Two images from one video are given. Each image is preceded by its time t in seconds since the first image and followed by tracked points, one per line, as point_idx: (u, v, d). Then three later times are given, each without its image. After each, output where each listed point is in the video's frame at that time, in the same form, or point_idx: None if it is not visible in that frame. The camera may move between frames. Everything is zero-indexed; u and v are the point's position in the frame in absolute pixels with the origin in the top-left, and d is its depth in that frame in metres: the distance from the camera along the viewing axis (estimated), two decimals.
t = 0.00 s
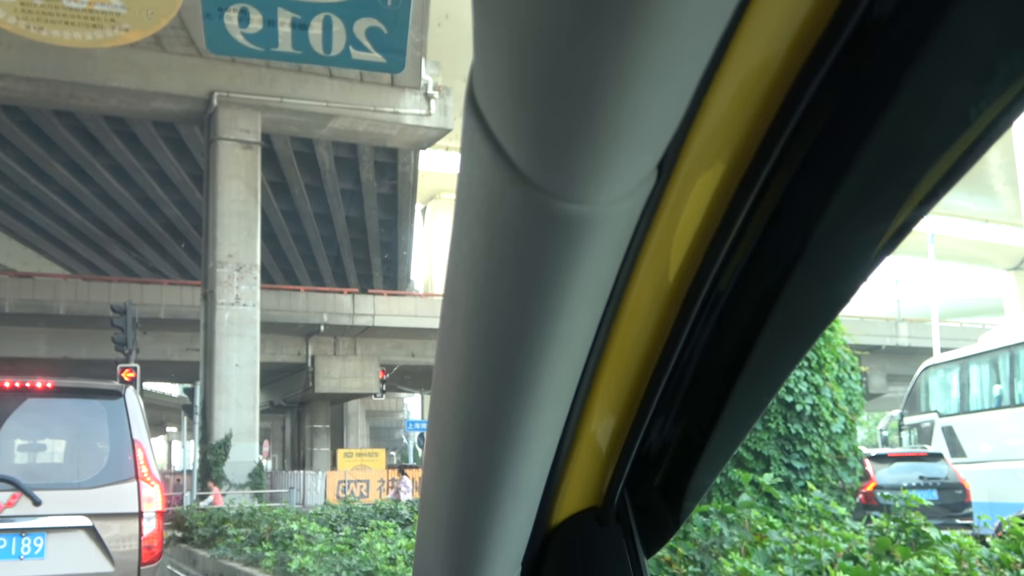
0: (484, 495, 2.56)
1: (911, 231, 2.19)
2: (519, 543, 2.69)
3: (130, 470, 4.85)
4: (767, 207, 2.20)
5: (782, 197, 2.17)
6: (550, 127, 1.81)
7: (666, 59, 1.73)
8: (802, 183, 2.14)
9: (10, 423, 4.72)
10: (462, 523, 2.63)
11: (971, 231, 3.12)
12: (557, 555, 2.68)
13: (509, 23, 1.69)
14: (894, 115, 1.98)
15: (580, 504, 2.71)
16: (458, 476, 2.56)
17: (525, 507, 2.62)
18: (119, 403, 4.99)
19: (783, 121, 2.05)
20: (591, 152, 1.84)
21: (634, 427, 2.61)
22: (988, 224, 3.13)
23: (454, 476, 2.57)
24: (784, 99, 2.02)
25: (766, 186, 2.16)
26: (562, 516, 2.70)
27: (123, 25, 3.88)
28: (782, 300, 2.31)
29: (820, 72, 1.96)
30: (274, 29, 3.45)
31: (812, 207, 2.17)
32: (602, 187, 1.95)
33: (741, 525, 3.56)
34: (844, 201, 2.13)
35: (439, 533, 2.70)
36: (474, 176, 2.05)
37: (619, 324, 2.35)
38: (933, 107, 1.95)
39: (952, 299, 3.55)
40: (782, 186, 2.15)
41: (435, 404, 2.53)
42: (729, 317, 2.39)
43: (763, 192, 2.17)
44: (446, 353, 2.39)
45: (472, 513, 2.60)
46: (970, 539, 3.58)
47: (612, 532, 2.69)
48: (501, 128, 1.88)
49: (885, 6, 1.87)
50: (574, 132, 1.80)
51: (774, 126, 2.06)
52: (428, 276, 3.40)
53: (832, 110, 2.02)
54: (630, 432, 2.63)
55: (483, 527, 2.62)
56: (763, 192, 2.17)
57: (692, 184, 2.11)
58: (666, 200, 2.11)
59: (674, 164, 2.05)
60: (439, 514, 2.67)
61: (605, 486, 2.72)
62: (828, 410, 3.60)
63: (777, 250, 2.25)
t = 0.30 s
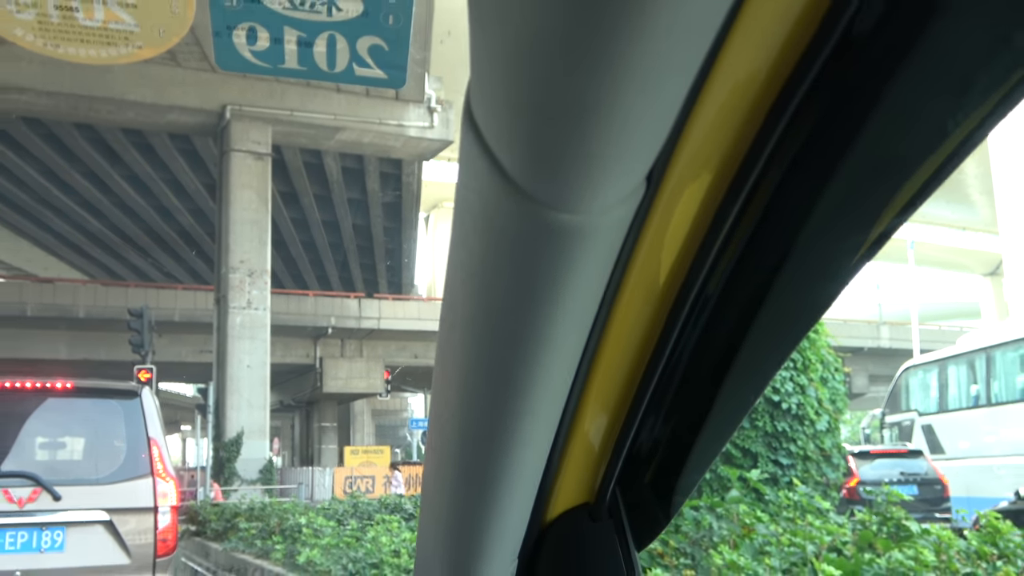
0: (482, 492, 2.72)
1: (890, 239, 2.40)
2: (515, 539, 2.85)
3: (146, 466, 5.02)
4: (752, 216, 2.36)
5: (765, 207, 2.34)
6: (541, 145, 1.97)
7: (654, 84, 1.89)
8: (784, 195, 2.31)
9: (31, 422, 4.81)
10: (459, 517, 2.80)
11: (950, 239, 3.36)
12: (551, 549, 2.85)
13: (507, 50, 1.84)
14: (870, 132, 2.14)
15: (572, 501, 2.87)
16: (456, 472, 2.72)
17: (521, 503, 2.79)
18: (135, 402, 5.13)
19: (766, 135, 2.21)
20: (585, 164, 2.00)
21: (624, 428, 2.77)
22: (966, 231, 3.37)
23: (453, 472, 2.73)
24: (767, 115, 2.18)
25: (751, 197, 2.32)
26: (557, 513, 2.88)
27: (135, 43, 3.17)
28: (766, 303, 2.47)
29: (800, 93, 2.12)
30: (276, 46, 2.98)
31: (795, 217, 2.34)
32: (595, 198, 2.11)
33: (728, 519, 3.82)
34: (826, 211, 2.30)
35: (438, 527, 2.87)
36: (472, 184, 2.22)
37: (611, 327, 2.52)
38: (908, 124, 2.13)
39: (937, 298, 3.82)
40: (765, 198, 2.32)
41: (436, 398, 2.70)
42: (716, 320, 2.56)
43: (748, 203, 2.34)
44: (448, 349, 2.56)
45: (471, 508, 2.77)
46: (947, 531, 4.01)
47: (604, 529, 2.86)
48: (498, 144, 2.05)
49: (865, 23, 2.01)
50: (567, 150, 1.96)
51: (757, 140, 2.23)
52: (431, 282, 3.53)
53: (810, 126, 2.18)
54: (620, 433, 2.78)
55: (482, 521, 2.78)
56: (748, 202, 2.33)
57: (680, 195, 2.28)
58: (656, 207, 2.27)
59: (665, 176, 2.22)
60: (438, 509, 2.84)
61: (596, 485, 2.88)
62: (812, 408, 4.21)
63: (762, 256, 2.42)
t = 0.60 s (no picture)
0: (482, 488, 2.84)
1: (874, 243, 2.53)
2: (514, 530, 2.98)
3: (156, 464, 5.37)
4: (741, 222, 2.49)
5: (754, 210, 2.47)
6: (537, 152, 2.08)
7: (647, 95, 2.01)
8: (771, 198, 2.44)
9: (47, 420, 5.02)
10: (459, 513, 2.91)
11: (938, 244, 3.73)
12: (548, 544, 2.97)
13: (503, 63, 1.95)
14: (853, 142, 2.28)
15: (569, 497, 3.00)
16: (456, 470, 2.84)
17: (519, 499, 2.91)
18: (146, 404, 5.44)
19: (753, 146, 2.33)
20: (580, 173, 2.12)
21: (618, 428, 2.88)
22: (950, 237, 3.76)
23: (453, 469, 2.85)
24: (752, 125, 2.31)
25: (739, 204, 2.45)
26: (553, 508, 3.00)
27: (145, 55, 3.05)
28: (756, 304, 2.61)
29: (786, 103, 2.25)
30: (280, 58, 2.97)
31: (783, 219, 2.47)
32: (588, 206, 2.23)
33: (721, 515, 4.88)
34: (813, 214, 2.43)
35: (439, 522, 2.98)
36: (472, 192, 2.33)
37: (606, 331, 2.63)
38: (893, 130, 2.26)
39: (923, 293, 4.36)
40: (753, 204, 2.45)
41: (436, 399, 2.81)
42: (707, 321, 2.69)
43: (736, 209, 2.46)
44: (449, 351, 2.68)
45: (470, 504, 2.88)
46: (936, 529, 4.68)
47: (600, 525, 2.98)
48: (496, 151, 2.17)
49: (849, 35, 2.12)
50: (562, 158, 2.08)
51: (745, 150, 2.35)
52: (433, 287, 3.66)
53: (795, 136, 2.31)
54: (613, 433, 2.91)
55: (481, 517, 2.90)
56: (736, 208, 2.46)
57: (673, 203, 2.40)
58: (649, 214, 2.38)
59: (652, 188, 2.33)
60: (439, 505, 2.95)
61: (592, 483, 3.00)
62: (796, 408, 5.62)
63: (750, 259, 2.55)
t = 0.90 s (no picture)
0: (478, 489, 2.84)
1: (869, 245, 2.54)
2: (511, 532, 2.98)
3: (155, 468, 5.38)
4: (737, 223, 2.50)
5: (749, 212, 2.47)
6: (531, 153, 2.09)
7: (639, 96, 2.02)
8: (766, 201, 2.44)
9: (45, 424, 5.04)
10: (456, 514, 2.91)
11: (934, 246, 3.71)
12: (545, 547, 2.95)
13: (498, 64, 1.96)
14: (848, 144, 2.28)
15: (566, 499, 2.99)
16: (453, 470, 2.84)
17: (516, 500, 2.90)
18: (145, 408, 5.47)
19: (749, 146, 2.34)
20: (575, 173, 2.12)
21: (615, 429, 2.89)
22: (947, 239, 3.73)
23: (449, 470, 2.85)
24: (748, 125, 2.33)
25: (735, 205, 2.46)
26: (550, 510, 2.99)
27: (139, 57, 3.06)
28: (752, 306, 2.61)
29: (781, 103, 2.26)
30: (276, 60, 2.98)
31: (779, 222, 2.47)
32: (583, 206, 2.23)
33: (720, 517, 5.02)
34: (807, 218, 2.44)
35: (436, 523, 2.98)
36: (469, 193, 2.34)
37: (602, 331, 2.63)
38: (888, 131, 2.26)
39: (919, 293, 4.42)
40: (748, 205, 2.46)
41: (433, 400, 2.82)
42: (703, 323, 2.69)
43: (732, 209, 2.47)
44: (445, 351, 2.69)
45: (467, 505, 2.89)
46: (933, 529, 4.70)
47: (597, 527, 2.96)
48: (492, 152, 2.18)
49: (844, 35, 2.13)
50: (556, 160, 2.08)
51: (740, 150, 2.36)
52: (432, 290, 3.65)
53: (790, 137, 2.32)
54: (611, 434, 2.90)
55: (478, 518, 2.90)
56: (732, 209, 2.47)
57: (668, 203, 2.40)
58: (644, 214, 2.39)
59: (649, 188, 2.34)
60: (437, 506, 2.95)
61: (589, 485, 2.98)
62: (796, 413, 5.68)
63: (746, 260, 2.55)
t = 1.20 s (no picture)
0: (475, 495, 2.84)
1: (864, 246, 2.54)
2: (508, 536, 2.97)
3: (154, 471, 5.50)
4: (732, 224, 2.51)
5: (745, 212, 2.48)
6: (525, 159, 2.09)
7: (631, 100, 2.02)
8: (762, 203, 2.45)
9: (45, 429, 5.09)
10: (453, 519, 2.91)
11: (931, 247, 3.69)
12: (543, 549, 2.96)
13: (489, 71, 1.94)
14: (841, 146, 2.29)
15: (563, 502, 3.00)
16: (449, 474, 2.84)
17: (513, 505, 2.90)
18: (144, 411, 5.53)
19: (743, 147, 2.36)
20: (569, 177, 2.12)
21: (612, 430, 2.89)
22: (944, 240, 3.71)
23: (446, 474, 2.85)
24: (742, 126, 2.35)
25: (730, 206, 2.48)
26: (548, 513, 3.00)
27: (136, 62, 3.05)
28: (747, 310, 2.61)
29: (775, 103, 2.28)
30: (272, 65, 2.97)
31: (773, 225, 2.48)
32: (578, 210, 2.23)
33: (719, 518, 5.09)
34: (802, 221, 2.44)
35: (433, 526, 2.98)
36: (464, 197, 2.34)
37: (598, 333, 2.64)
38: (884, 132, 2.26)
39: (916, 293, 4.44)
40: (743, 206, 2.47)
41: (430, 404, 2.82)
42: (699, 325, 2.69)
43: (727, 210, 2.49)
44: (441, 355, 2.69)
45: (464, 511, 2.88)
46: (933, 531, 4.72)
47: (594, 529, 2.97)
48: (486, 158, 2.17)
49: (838, 36, 2.14)
50: (550, 164, 2.08)
51: (734, 150, 2.38)
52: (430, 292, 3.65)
53: (784, 138, 2.34)
54: (608, 435, 2.91)
55: (475, 523, 2.89)
56: (727, 210, 2.49)
57: (663, 206, 2.41)
58: (638, 218, 2.40)
59: (644, 190, 2.35)
60: (434, 510, 2.95)
61: (585, 486, 3.01)
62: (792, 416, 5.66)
63: (740, 262, 2.56)
